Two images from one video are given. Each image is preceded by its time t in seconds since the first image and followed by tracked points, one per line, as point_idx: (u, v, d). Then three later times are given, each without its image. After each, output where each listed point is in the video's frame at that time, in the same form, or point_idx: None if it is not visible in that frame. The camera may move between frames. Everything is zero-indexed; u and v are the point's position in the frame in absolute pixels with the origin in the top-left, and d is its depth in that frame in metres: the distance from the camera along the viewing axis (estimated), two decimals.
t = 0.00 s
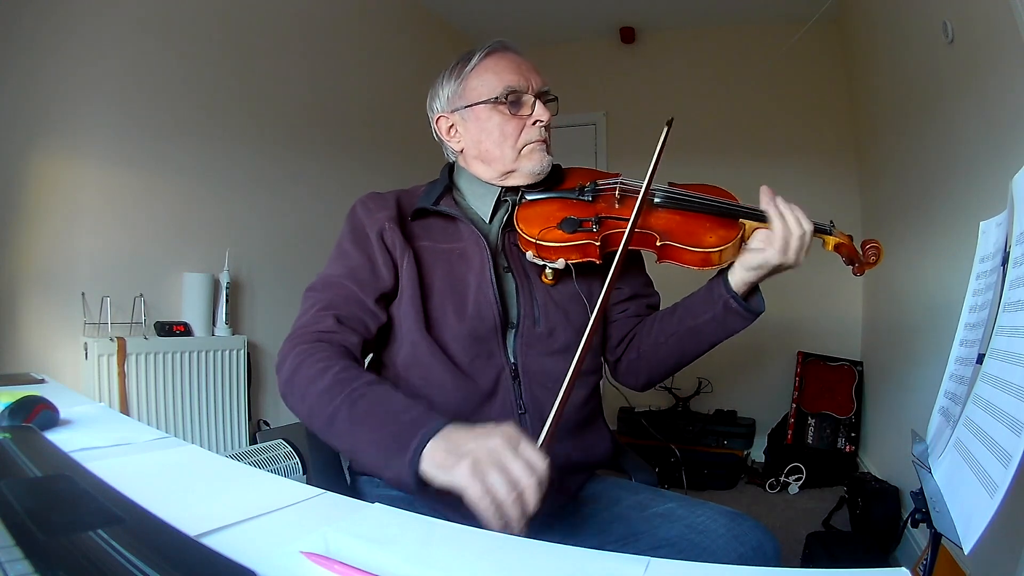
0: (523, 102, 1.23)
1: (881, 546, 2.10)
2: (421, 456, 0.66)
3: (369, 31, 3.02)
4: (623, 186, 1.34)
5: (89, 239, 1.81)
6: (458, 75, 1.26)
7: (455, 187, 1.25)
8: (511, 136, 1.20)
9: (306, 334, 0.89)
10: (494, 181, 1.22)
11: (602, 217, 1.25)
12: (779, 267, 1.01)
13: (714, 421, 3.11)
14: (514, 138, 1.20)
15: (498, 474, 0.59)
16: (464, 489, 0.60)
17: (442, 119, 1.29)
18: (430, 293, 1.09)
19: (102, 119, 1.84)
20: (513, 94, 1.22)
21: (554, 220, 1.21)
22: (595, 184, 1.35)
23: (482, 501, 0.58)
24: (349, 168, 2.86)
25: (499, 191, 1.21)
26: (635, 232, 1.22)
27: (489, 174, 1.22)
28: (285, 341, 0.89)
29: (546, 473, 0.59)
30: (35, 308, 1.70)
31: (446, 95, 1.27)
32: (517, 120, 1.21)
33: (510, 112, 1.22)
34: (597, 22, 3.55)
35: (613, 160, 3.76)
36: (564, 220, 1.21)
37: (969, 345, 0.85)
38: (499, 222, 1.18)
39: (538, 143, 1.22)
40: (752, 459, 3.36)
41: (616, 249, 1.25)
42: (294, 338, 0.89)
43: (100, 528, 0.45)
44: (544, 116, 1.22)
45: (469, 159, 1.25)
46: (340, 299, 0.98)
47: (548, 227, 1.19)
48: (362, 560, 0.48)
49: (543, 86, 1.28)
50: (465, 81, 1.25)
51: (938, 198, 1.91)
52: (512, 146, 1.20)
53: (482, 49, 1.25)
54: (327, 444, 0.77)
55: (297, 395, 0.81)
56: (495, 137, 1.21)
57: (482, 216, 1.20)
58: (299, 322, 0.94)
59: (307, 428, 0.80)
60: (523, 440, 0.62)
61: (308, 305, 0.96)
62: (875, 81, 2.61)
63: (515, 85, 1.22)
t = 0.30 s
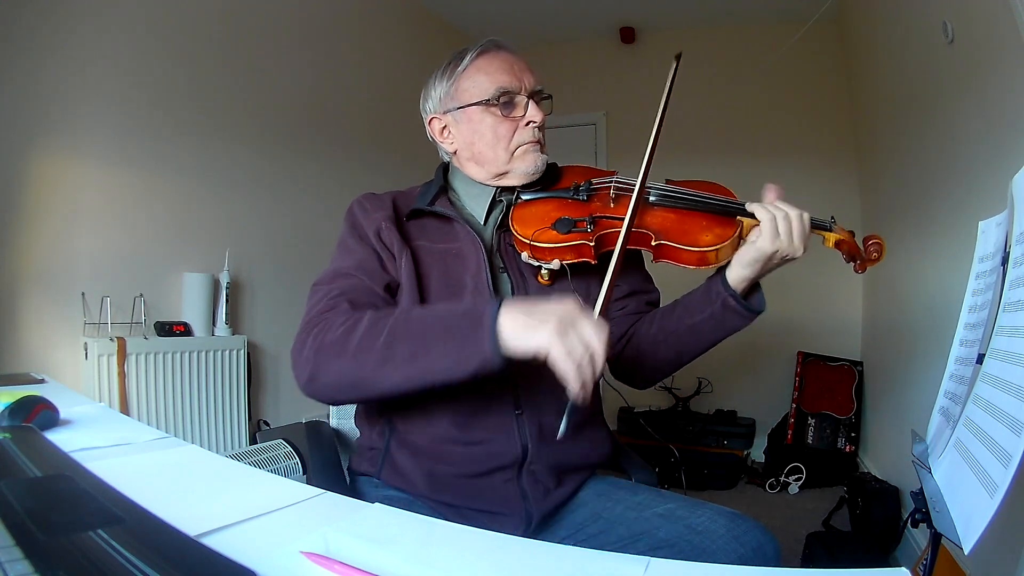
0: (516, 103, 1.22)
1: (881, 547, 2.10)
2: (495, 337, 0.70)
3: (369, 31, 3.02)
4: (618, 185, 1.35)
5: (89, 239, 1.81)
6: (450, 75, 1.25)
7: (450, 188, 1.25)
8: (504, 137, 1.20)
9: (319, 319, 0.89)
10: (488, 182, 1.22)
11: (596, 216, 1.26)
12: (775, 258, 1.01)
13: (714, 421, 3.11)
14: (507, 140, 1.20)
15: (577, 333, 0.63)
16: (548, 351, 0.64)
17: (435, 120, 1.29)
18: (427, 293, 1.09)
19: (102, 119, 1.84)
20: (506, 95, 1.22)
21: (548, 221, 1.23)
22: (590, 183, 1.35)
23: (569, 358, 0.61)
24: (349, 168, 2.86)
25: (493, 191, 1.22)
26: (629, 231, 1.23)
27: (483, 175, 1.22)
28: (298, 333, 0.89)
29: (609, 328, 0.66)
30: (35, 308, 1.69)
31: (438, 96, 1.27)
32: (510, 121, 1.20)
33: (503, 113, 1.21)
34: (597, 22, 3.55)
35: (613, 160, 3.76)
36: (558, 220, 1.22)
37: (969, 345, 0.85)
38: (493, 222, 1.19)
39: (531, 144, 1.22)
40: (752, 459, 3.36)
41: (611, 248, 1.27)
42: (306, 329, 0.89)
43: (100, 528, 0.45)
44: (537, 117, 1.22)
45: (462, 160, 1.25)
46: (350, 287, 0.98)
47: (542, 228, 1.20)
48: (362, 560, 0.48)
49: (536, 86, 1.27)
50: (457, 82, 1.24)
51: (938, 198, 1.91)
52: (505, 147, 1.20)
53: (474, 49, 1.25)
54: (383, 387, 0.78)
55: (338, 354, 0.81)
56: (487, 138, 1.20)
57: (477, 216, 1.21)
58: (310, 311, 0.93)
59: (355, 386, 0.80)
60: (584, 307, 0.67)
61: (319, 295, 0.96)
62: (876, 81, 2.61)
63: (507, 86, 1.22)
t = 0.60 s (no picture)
0: (516, 105, 1.22)
1: (881, 547, 2.10)
2: (490, 365, 0.69)
3: (369, 31, 3.02)
4: (618, 188, 1.34)
5: (89, 239, 1.81)
6: (451, 77, 1.25)
7: (450, 189, 1.25)
8: (503, 140, 1.20)
9: (320, 320, 0.90)
10: (488, 183, 1.22)
11: (596, 220, 1.25)
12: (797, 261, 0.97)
13: (714, 421, 3.11)
14: (507, 142, 1.20)
15: (576, 366, 0.64)
16: (544, 385, 0.64)
17: (435, 121, 1.29)
18: (427, 295, 1.09)
19: (102, 119, 1.84)
20: (506, 98, 1.22)
21: (549, 224, 1.22)
22: (591, 186, 1.34)
23: (566, 393, 0.62)
24: (349, 168, 2.86)
25: (493, 193, 1.21)
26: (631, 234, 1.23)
27: (483, 176, 1.22)
28: (298, 332, 0.90)
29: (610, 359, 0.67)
30: (35, 308, 1.70)
31: (439, 97, 1.27)
32: (510, 123, 1.21)
33: (503, 115, 1.21)
34: (597, 22, 3.55)
35: (613, 160, 3.76)
36: (559, 223, 1.21)
37: (969, 345, 0.85)
38: (493, 223, 1.19)
39: (531, 147, 1.22)
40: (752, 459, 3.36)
41: (612, 251, 1.26)
42: (305, 329, 0.89)
43: (100, 528, 0.45)
44: (537, 120, 1.22)
45: (462, 162, 1.25)
46: (350, 289, 0.98)
47: (543, 231, 1.20)
48: (361, 560, 0.48)
49: (536, 88, 1.27)
50: (458, 84, 1.24)
51: (938, 197, 1.91)
52: (505, 149, 1.20)
53: (475, 51, 1.25)
54: (373, 399, 0.77)
55: (332, 361, 0.81)
56: (487, 141, 1.20)
57: (477, 218, 1.20)
58: (311, 311, 0.94)
59: (346, 397, 0.80)
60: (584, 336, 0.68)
61: (319, 296, 0.96)
62: (876, 81, 2.61)
63: (508, 89, 1.22)
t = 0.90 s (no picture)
0: (518, 107, 1.22)
1: (881, 547, 2.10)
2: (495, 353, 0.69)
3: (369, 31, 3.02)
4: (617, 187, 1.34)
5: (89, 239, 1.81)
6: (453, 78, 1.25)
7: (450, 189, 1.25)
8: (504, 140, 1.20)
9: (323, 319, 0.89)
10: (489, 184, 1.22)
11: (595, 218, 1.25)
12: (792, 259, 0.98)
13: (714, 421, 3.11)
14: (508, 143, 1.20)
15: (580, 341, 0.64)
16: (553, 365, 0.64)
17: (437, 122, 1.29)
18: (428, 292, 1.09)
19: (102, 119, 1.84)
20: (508, 99, 1.22)
21: (548, 223, 1.22)
22: (589, 186, 1.34)
23: (576, 369, 0.62)
24: (349, 168, 2.86)
25: (494, 193, 1.21)
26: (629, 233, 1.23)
27: (484, 177, 1.22)
28: (300, 334, 0.89)
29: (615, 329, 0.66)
30: (35, 308, 1.70)
31: (441, 97, 1.27)
32: (511, 124, 1.21)
33: (504, 117, 1.21)
34: (597, 22, 3.55)
35: (613, 160, 3.76)
36: (558, 222, 1.21)
37: (969, 345, 0.85)
38: (494, 223, 1.19)
39: (532, 148, 1.22)
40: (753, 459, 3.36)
41: (611, 250, 1.25)
42: (309, 328, 0.89)
43: (100, 528, 0.45)
44: (538, 121, 1.22)
45: (463, 163, 1.25)
46: (353, 287, 0.98)
47: (542, 230, 1.19)
48: (361, 560, 0.48)
49: (537, 91, 1.28)
50: (460, 85, 1.24)
51: (938, 197, 1.91)
52: (505, 150, 1.20)
53: (477, 53, 1.25)
54: (383, 394, 0.77)
55: (336, 361, 0.81)
56: (488, 141, 1.20)
57: (478, 218, 1.20)
58: (314, 309, 0.93)
59: (353, 394, 0.80)
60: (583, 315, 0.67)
61: (321, 294, 0.96)
62: (876, 81, 2.61)
63: (509, 90, 1.22)
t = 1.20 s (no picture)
0: (526, 107, 1.23)
1: (881, 547, 2.10)
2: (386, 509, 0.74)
3: (369, 31, 3.02)
4: (622, 189, 1.34)
5: (89, 239, 1.81)
6: (462, 77, 1.25)
7: (456, 189, 1.25)
8: (513, 139, 1.20)
9: (308, 343, 0.93)
10: (496, 183, 1.22)
11: (601, 219, 1.25)
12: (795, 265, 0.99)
13: (714, 421, 3.11)
14: (516, 143, 1.20)
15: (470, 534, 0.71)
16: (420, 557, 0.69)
17: (445, 120, 1.29)
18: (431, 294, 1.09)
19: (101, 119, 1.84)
20: (517, 99, 1.22)
21: (554, 222, 1.21)
22: (595, 187, 1.35)
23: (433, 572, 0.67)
24: (349, 168, 2.86)
25: (500, 192, 1.21)
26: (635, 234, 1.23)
27: (491, 176, 1.22)
28: (292, 346, 0.93)
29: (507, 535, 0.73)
30: (35, 308, 1.70)
31: (450, 97, 1.27)
32: (520, 124, 1.21)
33: (513, 116, 1.21)
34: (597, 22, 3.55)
35: (613, 160, 3.76)
36: (564, 221, 1.21)
37: (969, 345, 0.85)
38: (499, 222, 1.19)
39: (539, 148, 1.22)
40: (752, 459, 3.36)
41: (617, 250, 1.25)
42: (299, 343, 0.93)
43: (100, 528, 0.45)
44: (547, 121, 1.22)
45: (471, 161, 1.25)
46: (344, 304, 1.00)
47: (547, 228, 1.19)
48: (361, 559, 0.48)
49: (545, 93, 1.28)
50: (470, 84, 1.24)
51: (938, 197, 1.91)
52: (513, 149, 1.20)
53: (487, 54, 1.25)
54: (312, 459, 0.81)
55: (295, 407, 0.85)
56: (497, 140, 1.20)
57: (483, 215, 1.20)
58: (304, 325, 0.97)
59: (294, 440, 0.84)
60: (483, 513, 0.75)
61: (312, 308, 0.99)
62: (875, 81, 2.61)
63: (519, 90, 1.22)
